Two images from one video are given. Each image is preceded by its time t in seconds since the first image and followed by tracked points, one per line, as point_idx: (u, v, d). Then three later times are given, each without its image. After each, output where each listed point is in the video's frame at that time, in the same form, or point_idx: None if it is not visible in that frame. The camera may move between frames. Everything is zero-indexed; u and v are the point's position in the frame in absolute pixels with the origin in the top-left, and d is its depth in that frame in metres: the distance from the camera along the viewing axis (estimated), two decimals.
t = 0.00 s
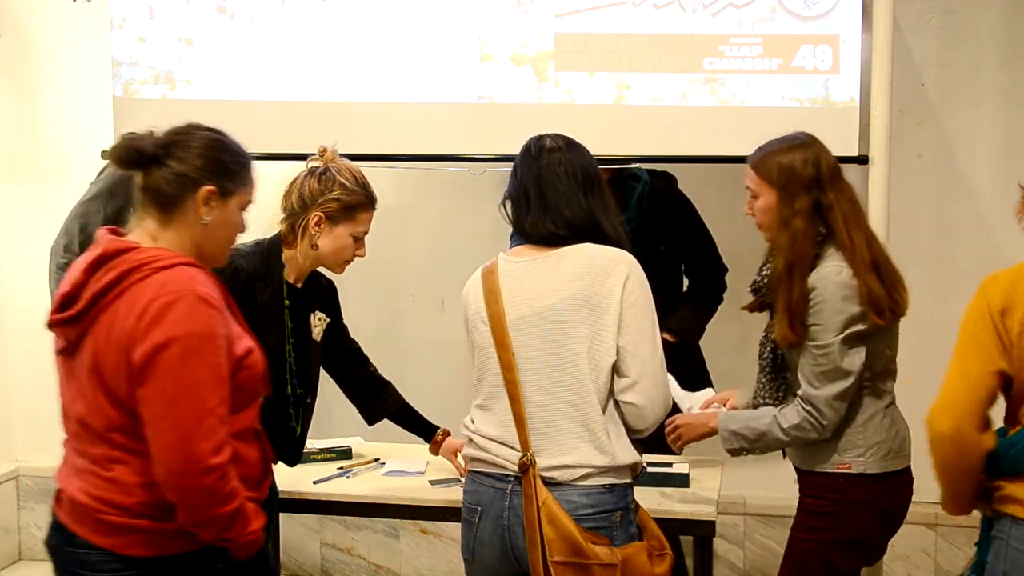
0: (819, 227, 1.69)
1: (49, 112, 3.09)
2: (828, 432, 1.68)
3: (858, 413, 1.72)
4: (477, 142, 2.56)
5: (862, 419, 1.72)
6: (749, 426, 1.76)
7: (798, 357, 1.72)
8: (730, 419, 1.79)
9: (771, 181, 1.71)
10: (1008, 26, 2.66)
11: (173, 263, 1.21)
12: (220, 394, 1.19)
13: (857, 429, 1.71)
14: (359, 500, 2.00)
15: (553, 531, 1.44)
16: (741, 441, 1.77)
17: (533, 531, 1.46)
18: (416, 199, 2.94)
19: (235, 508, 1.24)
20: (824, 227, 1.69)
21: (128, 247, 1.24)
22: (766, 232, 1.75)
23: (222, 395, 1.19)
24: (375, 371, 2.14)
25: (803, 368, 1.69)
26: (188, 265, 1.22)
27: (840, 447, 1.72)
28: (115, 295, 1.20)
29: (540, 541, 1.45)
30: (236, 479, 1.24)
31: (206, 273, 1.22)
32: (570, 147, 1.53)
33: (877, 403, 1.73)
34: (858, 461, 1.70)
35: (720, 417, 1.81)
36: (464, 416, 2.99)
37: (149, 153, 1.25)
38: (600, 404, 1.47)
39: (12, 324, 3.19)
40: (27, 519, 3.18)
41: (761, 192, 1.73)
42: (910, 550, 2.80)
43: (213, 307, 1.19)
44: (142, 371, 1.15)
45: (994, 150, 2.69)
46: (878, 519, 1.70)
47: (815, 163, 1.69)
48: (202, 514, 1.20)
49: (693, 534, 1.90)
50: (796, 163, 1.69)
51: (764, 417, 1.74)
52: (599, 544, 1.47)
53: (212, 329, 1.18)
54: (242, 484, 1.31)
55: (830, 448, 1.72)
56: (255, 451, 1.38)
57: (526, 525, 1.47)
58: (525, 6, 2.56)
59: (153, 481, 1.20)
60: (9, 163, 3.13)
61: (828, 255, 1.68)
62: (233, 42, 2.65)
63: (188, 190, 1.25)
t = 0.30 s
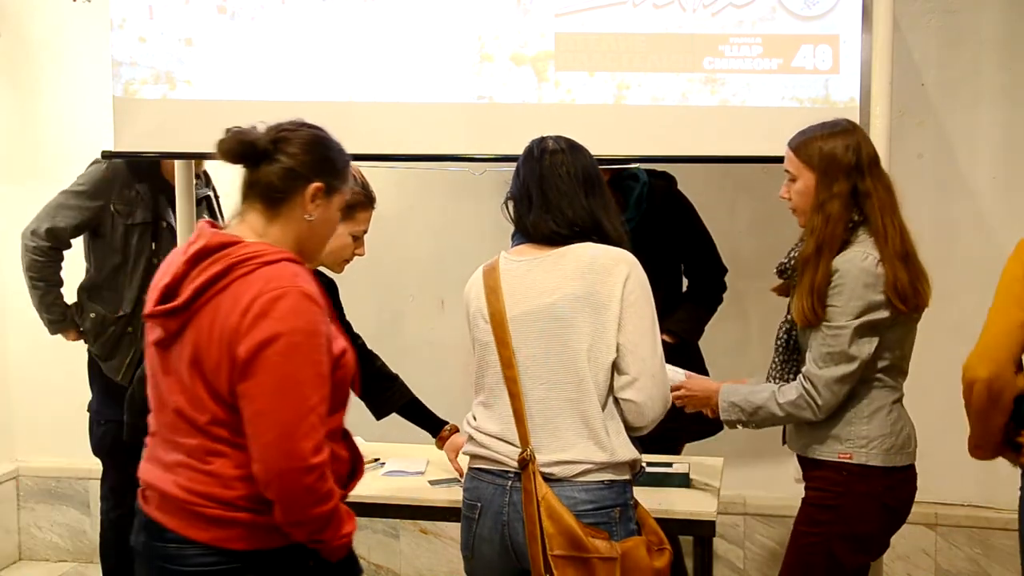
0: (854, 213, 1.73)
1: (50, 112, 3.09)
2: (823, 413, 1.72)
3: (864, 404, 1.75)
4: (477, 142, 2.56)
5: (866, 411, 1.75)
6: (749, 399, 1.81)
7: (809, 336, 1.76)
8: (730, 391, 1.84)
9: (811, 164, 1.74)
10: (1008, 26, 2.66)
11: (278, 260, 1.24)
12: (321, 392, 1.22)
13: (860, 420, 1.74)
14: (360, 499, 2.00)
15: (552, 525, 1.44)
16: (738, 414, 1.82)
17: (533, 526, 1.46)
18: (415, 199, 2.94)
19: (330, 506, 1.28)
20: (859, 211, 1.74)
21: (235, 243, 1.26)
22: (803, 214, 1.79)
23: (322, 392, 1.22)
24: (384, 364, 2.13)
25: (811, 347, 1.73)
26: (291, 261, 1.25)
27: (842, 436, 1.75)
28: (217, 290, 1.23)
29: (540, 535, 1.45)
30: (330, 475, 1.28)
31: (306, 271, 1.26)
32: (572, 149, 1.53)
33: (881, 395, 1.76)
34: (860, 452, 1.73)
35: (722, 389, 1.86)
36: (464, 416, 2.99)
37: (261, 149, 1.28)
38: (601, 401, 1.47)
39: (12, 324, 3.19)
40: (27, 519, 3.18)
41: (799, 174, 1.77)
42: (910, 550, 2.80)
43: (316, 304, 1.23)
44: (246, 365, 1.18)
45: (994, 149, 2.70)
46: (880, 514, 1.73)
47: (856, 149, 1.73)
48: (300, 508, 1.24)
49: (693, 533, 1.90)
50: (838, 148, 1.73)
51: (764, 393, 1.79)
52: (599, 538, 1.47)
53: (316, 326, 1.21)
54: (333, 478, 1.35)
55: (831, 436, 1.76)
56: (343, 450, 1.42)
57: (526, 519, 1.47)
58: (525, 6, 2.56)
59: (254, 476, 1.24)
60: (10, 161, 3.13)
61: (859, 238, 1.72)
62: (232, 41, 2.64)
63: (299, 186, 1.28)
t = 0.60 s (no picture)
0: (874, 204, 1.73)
1: (50, 112, 3.10)
2: (822, 404, 1.72)
3: (862, 398, 1.75)
4: (477, 142, 2.56)
5: (865, 404, 1.75)
6: (748, 398, 1.81)
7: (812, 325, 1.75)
8: (730, 393, 1.85)
9: (838, 156, 1.75)
10: (1008, 26, 2.66)
11: (352, 267, 1.34)
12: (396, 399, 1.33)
13: (856, 413, 1.74)
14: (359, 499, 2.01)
15: (551, 523, 1.44)
16: (739, 414, 1.82)
17: (531, 523, 1.46)
18: (416, 199, 2.94)
19: (395, 512, 1.38)
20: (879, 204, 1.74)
21: (306, 246, 1.35)
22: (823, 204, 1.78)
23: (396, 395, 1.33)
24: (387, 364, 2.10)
25: (813, 338, 1.73)
26: (362, 268, 1.35)
27: (840, 429, 1.75)
28: (291, 294, 1.31)
29: (539, 533, 1.45)
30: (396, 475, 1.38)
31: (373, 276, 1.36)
32: (571, 151, 1.53)
33: (881, 389, 1.76)
34: (857, 445, 1.73)
35: (722, 393, 1.87)
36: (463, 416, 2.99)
37: (331, 154, 1.36)
38: (599, 400, 1.47)
39: (12, 324, 3.19)
40: (27, 520, 3.18)
41: (823, 162, 1.77)
42: (910, 550, 2.80)
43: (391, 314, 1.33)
44: (330, 370, 1.28)
45: (994, 150, 2.69)
46: (880, 512, 1.73)
47: (883, 146, 1.73)
48: (374, 506, 1.33)
49: (692, 533, 1.90)
50: (864, 141, 1.74)
51: (764, 390, 1.80)
52: (598, 536, 1.47)
53: (392, 334, 1.32)
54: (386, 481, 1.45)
55: (829, 430, 1.76)
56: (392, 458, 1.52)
57: (524, 517, 1.47)
58: (525, 6, 2.56)
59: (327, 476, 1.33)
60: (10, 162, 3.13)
61: (878, 225, 1.72)
62: (232, 42, 2.64)
63: (365, 191, 1.38)
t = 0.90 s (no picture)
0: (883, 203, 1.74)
1: (50, 111, 3.09)
2: (818, 401, 1.72)
3: (859, 398, 1.75)
4: (477, 142, 2.56)
5: (862, 404, 1.75)
6: (744, 388, 1.81)
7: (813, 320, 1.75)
8: (726, 381, 1.85)
9: (847, 153, 1.75)
10: (1008, 26, 2.66)
11: (357, 266, 1.34)
12: (409, 396, 1.33)
13: (853, 413, 1.74)
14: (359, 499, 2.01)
15: (551, 522, 1.44)
16: (734, 403, 1.83)
17: (531, 523, 1.46)
18: (415, 199, 2.94)
19: (415, 512, 1.38)
20: (887, 203, 1.74)
21: (310, 248, 1.35)
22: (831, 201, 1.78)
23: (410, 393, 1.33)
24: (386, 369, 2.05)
25: (814, 333, 1.72)
26: (368, 267, 1.36)
27: (835, 428, 1.75)
28: (300, 298, 1.31)
29: (539, 532, 1.45)
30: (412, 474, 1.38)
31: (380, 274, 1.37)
32: (573, 151, 1.53)
33: (879, 390, 1.76)
34: (851, 445, 1.73)
35: (720, 379, 1.87)
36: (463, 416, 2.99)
37: (328, 153, 1.35)
38: (599, 399, 1.47)
39: (11, 324, 3.19)
40: (27, 519, 3.18)
41: (832, 161, 1.76)
42: (910, 550, 2.80)
43: (399, 311, 1.33)
44: (342, 373, 1.28)
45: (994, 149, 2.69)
46: (878, 513, 1.73)
47: (892, 143, 1.74)
48: (392, 506, 1.33)
49: (691, 533, 1.90)
50: (874, 140, 1.73)
51: (759, 380, 1.80)
52: (598, 534, 1.46)
53: (401, 332, 1.32)
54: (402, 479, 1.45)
55: (824, 428, 1.76)
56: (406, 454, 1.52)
57: (524, 516, 1.47)
58: (525, 6, 2.56)
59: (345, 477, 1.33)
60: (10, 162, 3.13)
61: (885, 224, 1.72)
62: (232, 41, 2.64)
63: (365, 188, 1.38)
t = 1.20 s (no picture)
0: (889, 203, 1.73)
1: (50, 111, 3.10)
2: (808, 401, 1.72)
3: (850, 401, 1.75)
4: (477, 142, 2.56)
5: (851, 408, 1.74)
6: (739, 383, 1.82)
7: (809, 320, 1.76)
8: (723, 376, 1.86)
9: (849, 152, 1.74)
10: (1008, 26, 2.66)
11: (349, 264, 1.34)
12: (408, 390, 1.33)
13: (841, 415, 1.74)
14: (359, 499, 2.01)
15: (557, 525, 1.44)
16: (728, 399, 1.83)
17: (538, 526, 1.46)
18: (415, 198, 2.94)
19: (419, 507, 1.38)
20: (893, 204, 1.73)
21: (302, 250, 1.35)
22: (837, 202, 1.78)
23: (409, 389, 1.33)
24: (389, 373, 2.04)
25: (809, 333, 1.73)
26: (361, 264, 1.36)
27: (823, 429, 1.75)
28: (295, 300, 1.31)
29: (545, 535, 1.45)
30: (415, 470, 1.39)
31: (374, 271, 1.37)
32: (573, 150, 1.53)
33: (872, 394, 1.75)
34: (838, 448, 1.73)
35: (717, 373, 1.88)
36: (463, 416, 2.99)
37: (312, 152, 1.35)
38: (602, 401, 1.47)
39: (11, 324, 3.19)
40: (27, 519, 3.18)
41: (836, 162, 1.76)
42: (910, 550, 2.80)
43: (395, 306, 1.33)
44: (340, 372, 1.28)
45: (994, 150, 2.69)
46: (878, 514, 1.73)
47: (896, 142, 1.73)
48: (396, 503, 1.33)
49: (692, 533, 1.90)
50: (876, 140, 1.73)
51: (753, 376, 1.81)
52: (604, 537, 1.46)
53: (397, 327, 1.32)
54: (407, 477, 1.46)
55: (813, 429, 1.76)
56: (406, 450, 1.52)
57: (529, 519, 1.47)
58: (525, 6, 2.56)
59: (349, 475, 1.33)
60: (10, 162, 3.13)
61: (888, 225, 1.71)
62: (232, 41, 2.64)
63: (353, 185, 1.38)
